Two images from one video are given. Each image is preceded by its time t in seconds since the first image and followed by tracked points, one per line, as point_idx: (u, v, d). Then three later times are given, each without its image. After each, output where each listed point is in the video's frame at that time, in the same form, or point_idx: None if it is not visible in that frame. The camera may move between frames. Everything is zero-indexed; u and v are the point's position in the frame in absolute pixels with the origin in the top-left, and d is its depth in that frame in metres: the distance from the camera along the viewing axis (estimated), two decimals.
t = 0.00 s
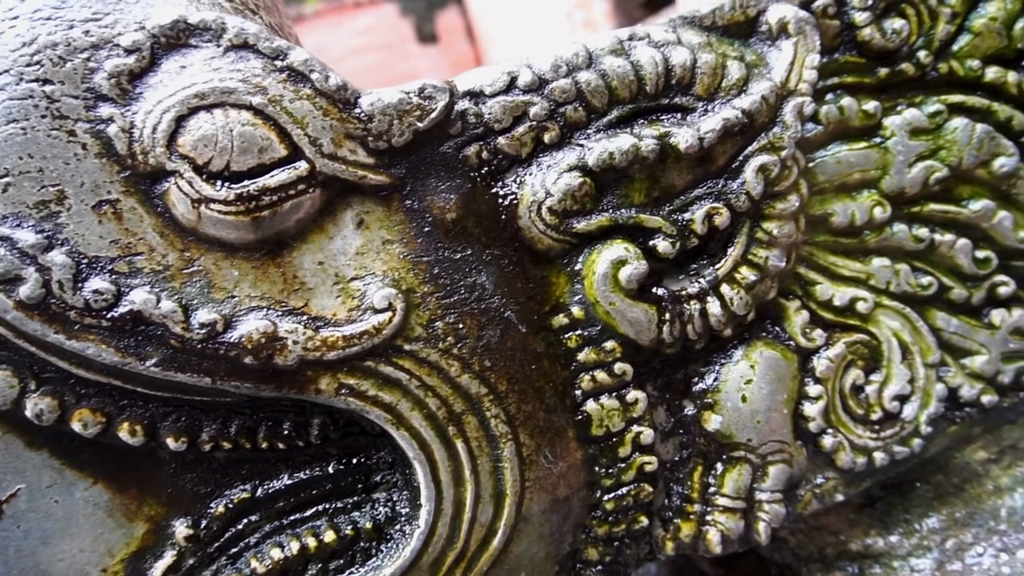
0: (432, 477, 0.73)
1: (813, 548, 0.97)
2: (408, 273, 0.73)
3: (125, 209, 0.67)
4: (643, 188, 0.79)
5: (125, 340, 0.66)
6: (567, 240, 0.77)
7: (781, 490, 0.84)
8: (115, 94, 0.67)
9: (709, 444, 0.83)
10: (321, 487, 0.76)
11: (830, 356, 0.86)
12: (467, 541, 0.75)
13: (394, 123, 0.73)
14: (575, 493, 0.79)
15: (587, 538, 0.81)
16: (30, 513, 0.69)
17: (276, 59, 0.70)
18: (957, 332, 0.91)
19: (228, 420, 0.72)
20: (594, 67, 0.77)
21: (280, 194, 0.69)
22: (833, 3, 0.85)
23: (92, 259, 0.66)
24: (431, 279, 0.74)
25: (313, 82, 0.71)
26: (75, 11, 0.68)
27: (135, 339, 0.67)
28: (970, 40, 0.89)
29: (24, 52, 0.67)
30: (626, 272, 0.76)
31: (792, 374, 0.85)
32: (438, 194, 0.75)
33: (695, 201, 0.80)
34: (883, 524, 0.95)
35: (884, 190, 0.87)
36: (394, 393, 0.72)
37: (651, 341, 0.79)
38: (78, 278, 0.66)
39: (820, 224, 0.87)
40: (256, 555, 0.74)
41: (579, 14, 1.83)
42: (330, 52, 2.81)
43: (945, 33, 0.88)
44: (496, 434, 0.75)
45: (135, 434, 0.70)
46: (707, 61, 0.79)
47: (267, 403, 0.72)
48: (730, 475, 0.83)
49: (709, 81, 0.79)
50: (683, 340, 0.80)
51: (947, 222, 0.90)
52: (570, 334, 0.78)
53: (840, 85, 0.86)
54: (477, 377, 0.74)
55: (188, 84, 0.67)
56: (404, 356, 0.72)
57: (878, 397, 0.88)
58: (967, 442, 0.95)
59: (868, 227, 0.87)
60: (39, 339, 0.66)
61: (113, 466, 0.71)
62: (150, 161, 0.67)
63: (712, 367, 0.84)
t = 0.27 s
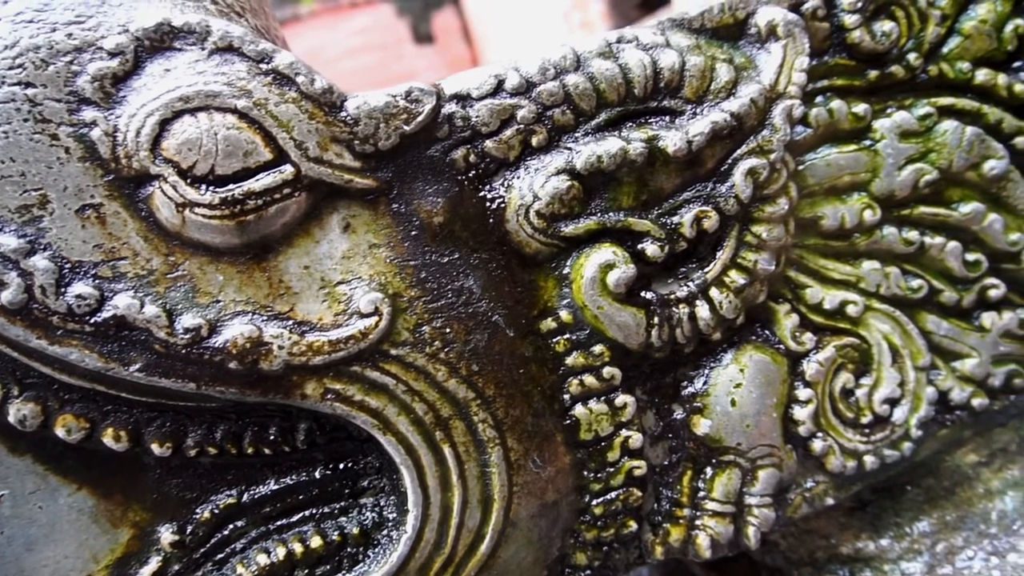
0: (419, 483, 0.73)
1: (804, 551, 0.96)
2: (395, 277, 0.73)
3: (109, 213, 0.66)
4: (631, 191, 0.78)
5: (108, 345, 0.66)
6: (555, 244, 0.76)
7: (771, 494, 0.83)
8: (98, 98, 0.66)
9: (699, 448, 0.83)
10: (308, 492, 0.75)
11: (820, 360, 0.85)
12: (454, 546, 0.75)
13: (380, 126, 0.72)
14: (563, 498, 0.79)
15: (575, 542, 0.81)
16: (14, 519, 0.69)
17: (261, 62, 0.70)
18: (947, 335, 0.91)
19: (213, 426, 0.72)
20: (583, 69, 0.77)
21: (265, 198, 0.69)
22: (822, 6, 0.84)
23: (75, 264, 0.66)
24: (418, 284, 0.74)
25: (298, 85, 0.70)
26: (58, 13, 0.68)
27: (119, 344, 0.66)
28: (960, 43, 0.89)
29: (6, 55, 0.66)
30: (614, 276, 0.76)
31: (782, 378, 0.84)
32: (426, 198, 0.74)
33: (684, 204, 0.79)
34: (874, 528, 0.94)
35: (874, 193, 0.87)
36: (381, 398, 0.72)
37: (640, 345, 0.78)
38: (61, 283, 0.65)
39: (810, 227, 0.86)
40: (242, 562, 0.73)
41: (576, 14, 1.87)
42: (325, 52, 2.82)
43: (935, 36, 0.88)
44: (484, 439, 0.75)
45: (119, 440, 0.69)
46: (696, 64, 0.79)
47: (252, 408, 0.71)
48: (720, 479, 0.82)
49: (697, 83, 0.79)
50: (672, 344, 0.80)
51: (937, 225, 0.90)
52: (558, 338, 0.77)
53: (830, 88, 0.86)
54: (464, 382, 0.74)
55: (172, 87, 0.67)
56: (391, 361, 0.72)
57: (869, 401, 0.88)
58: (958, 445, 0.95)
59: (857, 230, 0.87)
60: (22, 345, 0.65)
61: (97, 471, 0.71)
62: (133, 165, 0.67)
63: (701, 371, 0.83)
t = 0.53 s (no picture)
0: (406, 489, 0.73)
1: (795, 556, 0.95)
2: (381, 282, 0.72)
3: (92, 219, 0.66)
4: (620, 196, 0.78)
5: (92, 352, 0.66)
6: (543, 249, 0.76)
7: (760, 499, 0.83)
8: (81, 102, 0.66)
9: (688, 453, 0.82)
10: (295, 498, 0.75)
11: (809, 364, 0.85)
12: (442, 553, 0.74)
13: (366, 130, 0.72)
14: (552, 503, 0.79)
15: (564, 548, 0.81)
16: None
17: (246, 66, 0.69)
18: (938, 339, 0.91)
19: (198, 432, 0.71)
20: (570, 73, 0.76)
21: (250, 204, 0.68)
22: (811, 9, 0.84)
23: (58, 270, 0.65)
24: (405, 289, 0.73)
25: (284, 89, 0.70)
26: (41, 17, 0.67)
27: (102, 350, 0.66)
28: (950, 46, 0.89)
29: None
30: (602, 281, 0.75)
31: (771, 383, 0.84)
32: (413, 202, 0.74)
33: (673, 209, 0.79)
34: (865, 532, 0.94)
35: (864, 197, 0.87)
36: (367, 404, 0.71)
37: (629, 350, 0.78)
38: (44, 289, 0.65)
39: (800, 231, 0.86)
40: (228, 569, 0.73)
41: (571, 15, 1.92)
42: (321, 52, 2.80)
43: (924, 39, 0.88)
44: (471, 445, 0.74)
45: (103, 447, 0.69)
46: (684, 67, 0.78)
47: (238, 414, 0.71)
48: (709, 485, 0.82)
49: (686, 87, 0.78)
50: (661, 349, 0.80)
51: (927, 229, 0.89)
52: (546, 343, 0.77)
53: (819, 91, 0.86)
54: (451, 388, 0.74)
55: (156, 92, 0.67)
56: (377, 367, 0.72)
57: (859, 405, 0.87)
58: (948, 449, 0.95)
59: (847, 234, 0.87)
60: (4, 351, 0.65)
61: (81, 479, 0.70)
62: (117, 170, 0.66)
63: (690, 376, 0.83)
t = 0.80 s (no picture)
0: (392, 496, 0.72)
1: (785, 561, 0.94)
2: (367, 287, 0.72)
3: (75, 225, 0.66)
4: (607, 201, 0.78)
5: (74, 359, 0.65)
6: (530, 254, 0.76)
7: (749, 505, 0.83)
8: (64, 107, 0.66)
9: (677, 458, 0.82)
10: (281, 505, 0.75)
11: (799, 369, 0.85)
12: (429, 560, 0.74)
13: (352, 135, 0.71)
14: (540, 510, 0.78)
15: (552, 554, 0.80)
16: None
17: (230, 71, 0.69)
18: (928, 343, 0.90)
19: (183, 439, 0.71)
20: (558, 77, 0.76)
21: (234, 209, 0.68)
22: (800, 13, 0.84)
23: (40, 276, 0.65)
24: (392, 294, 0.73)
25: (268, 94, 0.69)
26: (23, 22, 0.67)
27: (84, 358, 0.65)
28: (939, 50, 0.88)
29: None
30: (590, 286, 0.75)
31: (760, 388, 0.84)
32: (399, 207, 0.74)
33: (661, 213, 0.79)
34: (856, 537, 0.93)
35: (854, 201, 0.87)
36: (353, 411, 0.71)
37: (617, 355, 0.78)
38: (26, 296, 0.64)
39: (789, 235, 0.86)
40: None
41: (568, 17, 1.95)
42: (318, 52, 2.84)
43: (913, 43, 0.87)
44: (458, 451, 0.74)
45: (86, 454, 0.68)
46: (672, 72, 0.78)
47: (223, 421, 0.70)
48: (698, 490, 0.82)
49: (674, 91, 0.78)
50: (649, 354, 0.79)
51: (917, 233, 0.89)
52: (534, 349, 0.77)
53: (809, 95, 0.86)
54: (438, 394, 0.73)
55: (139, 97, 0.66)
56: (363, 373, 0.71)
57: (848, 410, 0.87)
58: (938, 453, 0.95)
59: (837, 238, 0.87)
60: None
61: (65, 487, 0.70)
62: (100, 176, 0.66)
63: (679, 381, 0.83)
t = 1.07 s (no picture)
0: (378, 502, 0.72)
1: (776, 566, 0.93)
2: (353, 293, 0.72)
3: (57, 230, 0.65)
4: (595, 205, 0.77)
5: (56, 366, 0.65)
6: (517, 259, 0.75)
7: (739, 510, 0.83)
8: (46, 112, 0.65)
9: (666, 464, 0.82)
10: (267, 512, 0.74)
11: (788, 374, 0.84)
12: (415, 567, 0.74)
13: (338, 140, 0.71)
14: (528, 516, 0.78)
15: (540, 560, 0.80)
16: None
17: (215, 75, 0.68)
18: (918, 347, 0.90)
19: (167, 446, 0.70)
20: (545, 82, 0.76)
21: (219, 215, 0.67)
22: (789, 17, 0.84)
23: (22, 283, 0.65)
24: (378, 300, 0.72)
25: (253, 99, 0.69)
26: (4, 26, 0.66)
27: (67, 364, 0.65)
28: (929, 53, 0.88)
29: None
30: (577, 291, 0.75)
31: (750, 393, 0.83)
32: (385, 212, 0.73)
33: (649, 218, 0.79)
34: (846, 541, 0.93)
35: (843, 206, 0.86)
36: (339, 417, 0.70)
37: (605, 360, 0.77)
38: (8, 302, 0.64)
39: (779, 239, 0.86)
40: None
41: (562, 18, 2.00)
42: (314, 53, 2.79)
43: (903, 46, 0.87)
44: (445, 457, 0.74)
45: (69, 461, 0.68)
46: (661, 75, 0.78)
47: (207, 427, 0.70)
48: (687, 496, 0.81)
49: (662, 95, 0.78)
50: (638, 359, 0.79)
51: (907, 237, 0.89)
52: (521, 354, 0.76)
53: (798, 99, 0.86)
54: (425, 400, 0.73)
55: (122, 101, 0.66)
56: (349, 379, 0.71)
57: (838, 414, 0.87)
58: (929, 458, 0.95)
59: (826, 242, 0.86)
60: None
61: (48, 494, 0.69)
62: (82, 181, 0.65)
63: (668, 386, 0.83)
